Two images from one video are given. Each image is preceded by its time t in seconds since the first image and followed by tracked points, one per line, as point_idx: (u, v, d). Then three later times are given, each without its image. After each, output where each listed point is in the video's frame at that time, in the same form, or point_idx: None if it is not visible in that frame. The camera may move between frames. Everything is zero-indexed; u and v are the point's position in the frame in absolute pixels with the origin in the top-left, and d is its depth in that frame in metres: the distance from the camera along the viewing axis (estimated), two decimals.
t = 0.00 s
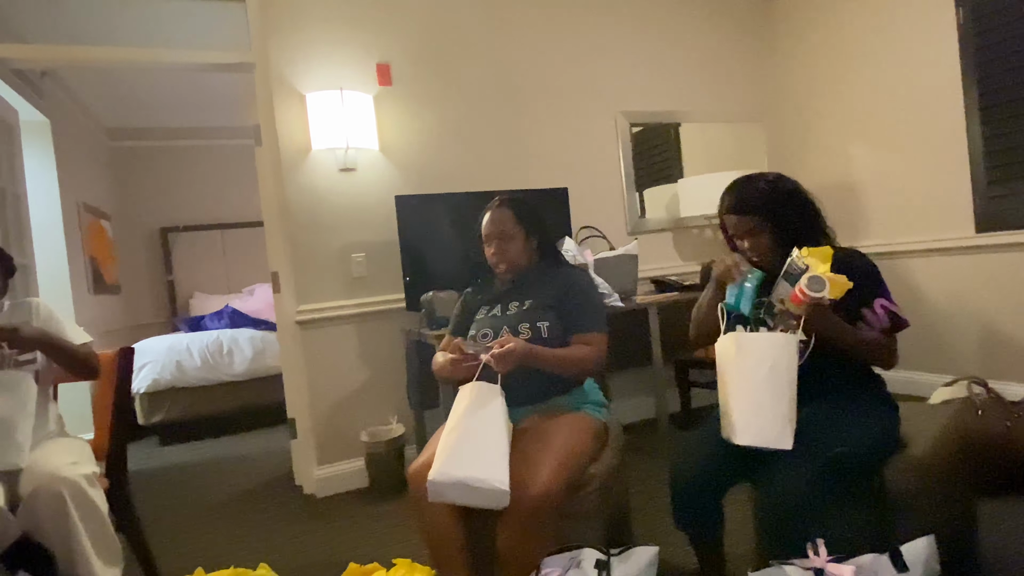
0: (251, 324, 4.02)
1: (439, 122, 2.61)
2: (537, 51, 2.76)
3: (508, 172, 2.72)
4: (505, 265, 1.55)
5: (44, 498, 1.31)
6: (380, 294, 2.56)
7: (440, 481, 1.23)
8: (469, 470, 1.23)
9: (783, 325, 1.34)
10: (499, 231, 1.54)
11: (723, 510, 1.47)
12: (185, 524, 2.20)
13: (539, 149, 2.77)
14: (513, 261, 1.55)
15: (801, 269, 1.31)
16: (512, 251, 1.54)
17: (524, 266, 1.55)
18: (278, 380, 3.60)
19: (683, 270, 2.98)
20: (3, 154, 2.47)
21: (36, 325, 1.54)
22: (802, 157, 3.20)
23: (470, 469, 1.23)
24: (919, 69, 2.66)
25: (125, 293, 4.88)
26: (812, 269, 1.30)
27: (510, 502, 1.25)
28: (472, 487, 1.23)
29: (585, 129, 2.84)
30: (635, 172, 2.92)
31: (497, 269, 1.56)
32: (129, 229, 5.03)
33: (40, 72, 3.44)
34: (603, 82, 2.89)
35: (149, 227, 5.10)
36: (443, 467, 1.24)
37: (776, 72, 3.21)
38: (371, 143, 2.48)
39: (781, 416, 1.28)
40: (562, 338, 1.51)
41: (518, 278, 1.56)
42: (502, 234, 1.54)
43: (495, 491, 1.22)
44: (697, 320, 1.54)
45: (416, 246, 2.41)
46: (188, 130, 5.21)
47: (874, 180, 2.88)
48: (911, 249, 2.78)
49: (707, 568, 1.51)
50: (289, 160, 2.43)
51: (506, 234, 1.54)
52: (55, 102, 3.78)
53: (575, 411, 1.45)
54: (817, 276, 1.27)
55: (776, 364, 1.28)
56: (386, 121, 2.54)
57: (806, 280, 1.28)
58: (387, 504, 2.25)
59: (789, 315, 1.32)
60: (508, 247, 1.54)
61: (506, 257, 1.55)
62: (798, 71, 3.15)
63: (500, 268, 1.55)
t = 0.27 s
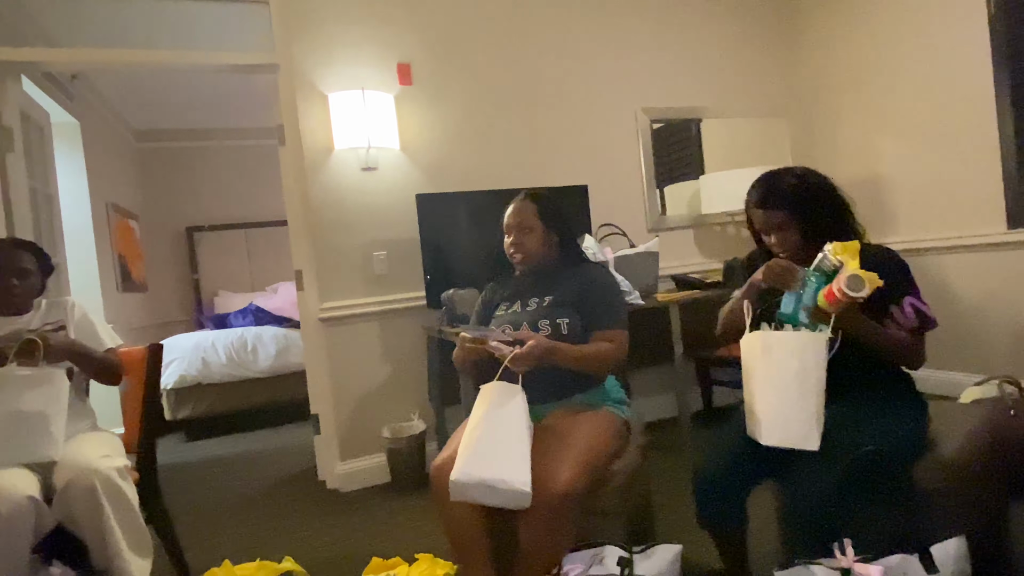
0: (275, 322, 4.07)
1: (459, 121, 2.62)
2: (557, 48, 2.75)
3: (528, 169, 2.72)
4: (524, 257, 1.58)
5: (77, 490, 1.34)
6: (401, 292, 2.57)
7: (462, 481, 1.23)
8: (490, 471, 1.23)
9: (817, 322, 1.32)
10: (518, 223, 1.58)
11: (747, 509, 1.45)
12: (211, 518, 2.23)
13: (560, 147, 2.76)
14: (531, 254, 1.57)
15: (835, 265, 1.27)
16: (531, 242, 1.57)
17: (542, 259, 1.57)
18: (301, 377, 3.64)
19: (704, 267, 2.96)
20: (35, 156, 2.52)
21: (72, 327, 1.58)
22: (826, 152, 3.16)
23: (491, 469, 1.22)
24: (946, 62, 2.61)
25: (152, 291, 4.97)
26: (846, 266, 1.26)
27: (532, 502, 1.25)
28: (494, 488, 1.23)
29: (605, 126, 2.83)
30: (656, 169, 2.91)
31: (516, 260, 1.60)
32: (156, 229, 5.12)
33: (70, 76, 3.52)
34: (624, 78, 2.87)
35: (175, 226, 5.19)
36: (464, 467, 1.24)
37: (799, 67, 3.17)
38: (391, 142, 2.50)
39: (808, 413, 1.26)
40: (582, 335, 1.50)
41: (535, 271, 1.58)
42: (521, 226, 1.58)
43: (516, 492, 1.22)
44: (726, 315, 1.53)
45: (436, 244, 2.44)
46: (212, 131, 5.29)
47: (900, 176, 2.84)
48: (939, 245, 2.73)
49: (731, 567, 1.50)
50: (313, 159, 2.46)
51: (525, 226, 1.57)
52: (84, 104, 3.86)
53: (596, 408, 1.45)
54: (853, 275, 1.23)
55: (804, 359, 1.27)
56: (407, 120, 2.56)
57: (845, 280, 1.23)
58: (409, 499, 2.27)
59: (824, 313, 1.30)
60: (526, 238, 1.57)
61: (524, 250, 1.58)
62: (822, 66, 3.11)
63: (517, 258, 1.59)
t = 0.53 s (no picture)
0: (303, 319, 4.13)
1: (483, 119, 2.63)
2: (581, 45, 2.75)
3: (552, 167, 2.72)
4: (548, 254, 1.58)
5: (117, 480, 1.38)
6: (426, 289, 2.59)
7: (489, 478, 1.24)
8: (518, 469, 1.24)
9: (850, 324, 1.29)
10: (545, 218, 1.58)
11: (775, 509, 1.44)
12: (241, 511, 2.28)
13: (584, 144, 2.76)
14: (556, 250, 1.57)
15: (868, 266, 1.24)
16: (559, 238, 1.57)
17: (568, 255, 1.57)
18: (328, 374, 3.69)
19: (730, 265, 2.93)
20: (74, 158, 2.60)
21: (111, 327, 1.62)
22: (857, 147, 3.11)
23: (519, 468, 1.23)
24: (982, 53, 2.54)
25: (184, 289, 5.08)
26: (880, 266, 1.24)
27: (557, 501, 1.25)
28: (521, 486, 1.23)
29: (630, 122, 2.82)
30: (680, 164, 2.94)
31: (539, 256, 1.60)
32: (187, 228, 5.23)
33: (105, 79, 3.61)
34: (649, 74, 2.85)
35: (205, 226, 5.29)
36: (492, 465, 1.24)
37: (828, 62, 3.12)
38: (417, 141, 2.52)
39: (840, 414, 1.25)
40: (610, 334, 1.50)
41: (557, 266, 1.58)
42: (547, 221, 1.57)
43: (543, 492, 1.23)
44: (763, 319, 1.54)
45: (460, 240, 2.48)
46: (241, 132, 5.38)
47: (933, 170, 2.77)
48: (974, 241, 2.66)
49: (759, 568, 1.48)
50: (340, 159, 2.50)
51: (552, 221, 1.57)
52: (118, 106, 3.95)
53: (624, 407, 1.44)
54: (891, 275, 1.20)
55: (836, 361, 1.25)
56: (432, 119, 2.58)
57: (879, 279, 1.20)
58: (434, 495, 2.29)
59: (857, 315, 1.27)
60: (551, 233, 1.57)
61: (548, 246, 1.58)
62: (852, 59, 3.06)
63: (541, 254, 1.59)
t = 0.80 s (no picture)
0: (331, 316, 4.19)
1: (509, 116, 2.64)
2: (608, 41, 2.73)
3: (578, 164, 2.71)
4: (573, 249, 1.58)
5: (154, 471, 1.42)
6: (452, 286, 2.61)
7: (517, 471, 1.24)
8: (545, 463, 1.24)
9: (872, 320, 1.27)
10: (571, 213, 1.56)
11: (807, 510, 1.42)
12: (272, 502, 2.33)
13: (611, 140, 2.74)
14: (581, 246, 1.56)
15: (882, 260, 1.24)
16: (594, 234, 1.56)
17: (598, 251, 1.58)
18: (356, 370, 3.74)
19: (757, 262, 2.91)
20: (112, 159, 2.67)
21: (150, 324, 1.67)
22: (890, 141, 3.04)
23: (547, 462, 1.23)
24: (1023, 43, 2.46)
25: (216, 286, 5.18)
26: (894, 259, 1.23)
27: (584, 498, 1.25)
28: (548, 480, 1.23)
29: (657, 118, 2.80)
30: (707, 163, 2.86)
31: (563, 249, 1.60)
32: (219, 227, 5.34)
33: (140, 81, 3.69)
34: (677, 70, 2.82)
35: (236, 224, 5.40)
36: (519, 458, 1.25)
37: (860, 54, 3.06)
38: (443, 139, 2.53)
39: (868, 406, 1.22)
40: (639, 332, 1.50)
41: (585, 262, 1.58)
42: (573, 216, 1.56)
43: (570, 486, 1.23)
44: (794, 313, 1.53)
45: (484, 239, 2.48)
46: (271, 131, 5.47)
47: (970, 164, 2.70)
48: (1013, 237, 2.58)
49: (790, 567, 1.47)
50: (368, 157, 2.52)
51: (579, 216, 1.55)
52: (153, 108, 4.04)
53: (652, 404, 1.44)
54: (899, 266, 1.20)
55: (862, 353, 1.23)
56: (458, 117, 2.59)
57: (889, 272, 1.20)
58: (460, 490, 2.31)
59: (876, 310, 1.26)
60: (576, 229, 1.55)
61: (574, 241, 1.56)
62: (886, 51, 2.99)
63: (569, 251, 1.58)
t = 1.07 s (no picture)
0: (356, 312, 4.23)
1: (533, 113, 2.64)
2: (633, 37, 2.71)
3: (602, 161, 2.70)
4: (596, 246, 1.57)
5: (188, 462, 1.46)
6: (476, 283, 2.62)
7: (542, 469, 1.24)
8: (570, 462, 1.24)
9: (911, 320, 1.24)
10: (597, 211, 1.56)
11: (836, 510, 1.41)
12: (299, 495, 2.36)
13: (635, 137, 2.73)
14: (604, 243, 1.56)
15: (925, 258, 1.19)
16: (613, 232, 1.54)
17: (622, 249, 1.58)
18: (381, 366, 3.78)
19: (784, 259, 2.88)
20: (145, 158, 2.72)
21: (185, 319, 1.71)
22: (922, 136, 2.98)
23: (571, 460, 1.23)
24: None
25: (244, 282, 5.27)
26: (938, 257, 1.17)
27: (611, 495, 1.25)
28: (573, 479, 1.23)
29: (683, 115, 2.77)
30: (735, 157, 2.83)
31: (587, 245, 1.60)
32: (247, 224, 5.42)
33: (171, 82, 3.76)
34: (703, 65, 2.79)
35: (264, 221, 5.48)
36: (544, 456, 1.25)
37: (891, 47, 3.00)
38: (467, 137, 2.54)
39: (900, 407, 1.21)
40: (665, 329, 1.49)
41: (609, 258, 1.57)
42: (599, 213, 1.56)
43: (595, 485, 1.23)
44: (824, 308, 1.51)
45: (508, 236, 2.49)
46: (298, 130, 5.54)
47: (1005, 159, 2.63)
48: None
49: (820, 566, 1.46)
50: (393, 155, 2.54)
51: (604, 213, 1.55)
52: (183, 107, 4.12)
53: (678, 403, 1.44)
54: (945, 267, 1.15)
55: (893, 350, 1.21)
56: (482, 114, 2.60)
57: (934, 272, 1.16)
58: (484, 485, 2.32)
59: (917, 311, 1.22)
60: (599, 227, 1.56)
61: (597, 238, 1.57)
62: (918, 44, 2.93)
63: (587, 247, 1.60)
